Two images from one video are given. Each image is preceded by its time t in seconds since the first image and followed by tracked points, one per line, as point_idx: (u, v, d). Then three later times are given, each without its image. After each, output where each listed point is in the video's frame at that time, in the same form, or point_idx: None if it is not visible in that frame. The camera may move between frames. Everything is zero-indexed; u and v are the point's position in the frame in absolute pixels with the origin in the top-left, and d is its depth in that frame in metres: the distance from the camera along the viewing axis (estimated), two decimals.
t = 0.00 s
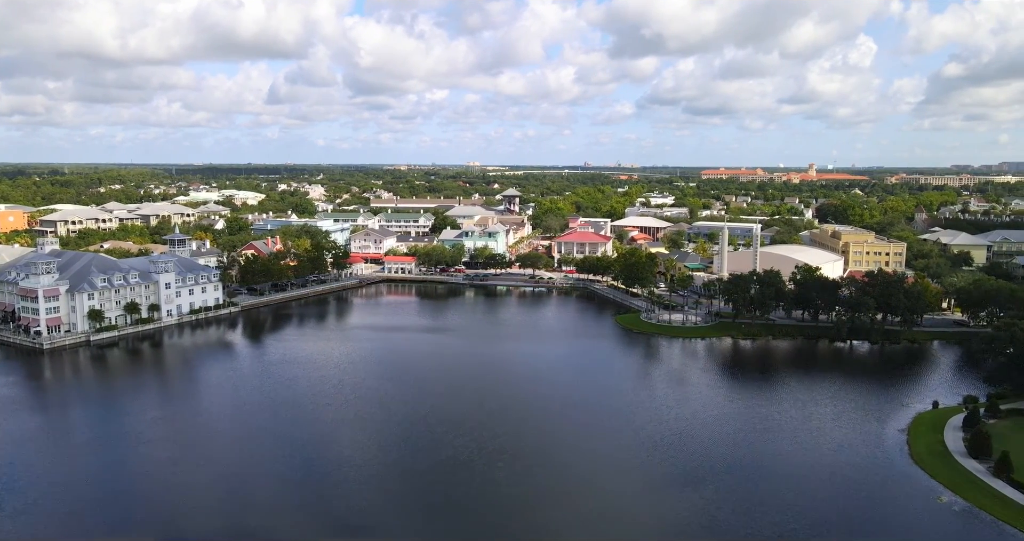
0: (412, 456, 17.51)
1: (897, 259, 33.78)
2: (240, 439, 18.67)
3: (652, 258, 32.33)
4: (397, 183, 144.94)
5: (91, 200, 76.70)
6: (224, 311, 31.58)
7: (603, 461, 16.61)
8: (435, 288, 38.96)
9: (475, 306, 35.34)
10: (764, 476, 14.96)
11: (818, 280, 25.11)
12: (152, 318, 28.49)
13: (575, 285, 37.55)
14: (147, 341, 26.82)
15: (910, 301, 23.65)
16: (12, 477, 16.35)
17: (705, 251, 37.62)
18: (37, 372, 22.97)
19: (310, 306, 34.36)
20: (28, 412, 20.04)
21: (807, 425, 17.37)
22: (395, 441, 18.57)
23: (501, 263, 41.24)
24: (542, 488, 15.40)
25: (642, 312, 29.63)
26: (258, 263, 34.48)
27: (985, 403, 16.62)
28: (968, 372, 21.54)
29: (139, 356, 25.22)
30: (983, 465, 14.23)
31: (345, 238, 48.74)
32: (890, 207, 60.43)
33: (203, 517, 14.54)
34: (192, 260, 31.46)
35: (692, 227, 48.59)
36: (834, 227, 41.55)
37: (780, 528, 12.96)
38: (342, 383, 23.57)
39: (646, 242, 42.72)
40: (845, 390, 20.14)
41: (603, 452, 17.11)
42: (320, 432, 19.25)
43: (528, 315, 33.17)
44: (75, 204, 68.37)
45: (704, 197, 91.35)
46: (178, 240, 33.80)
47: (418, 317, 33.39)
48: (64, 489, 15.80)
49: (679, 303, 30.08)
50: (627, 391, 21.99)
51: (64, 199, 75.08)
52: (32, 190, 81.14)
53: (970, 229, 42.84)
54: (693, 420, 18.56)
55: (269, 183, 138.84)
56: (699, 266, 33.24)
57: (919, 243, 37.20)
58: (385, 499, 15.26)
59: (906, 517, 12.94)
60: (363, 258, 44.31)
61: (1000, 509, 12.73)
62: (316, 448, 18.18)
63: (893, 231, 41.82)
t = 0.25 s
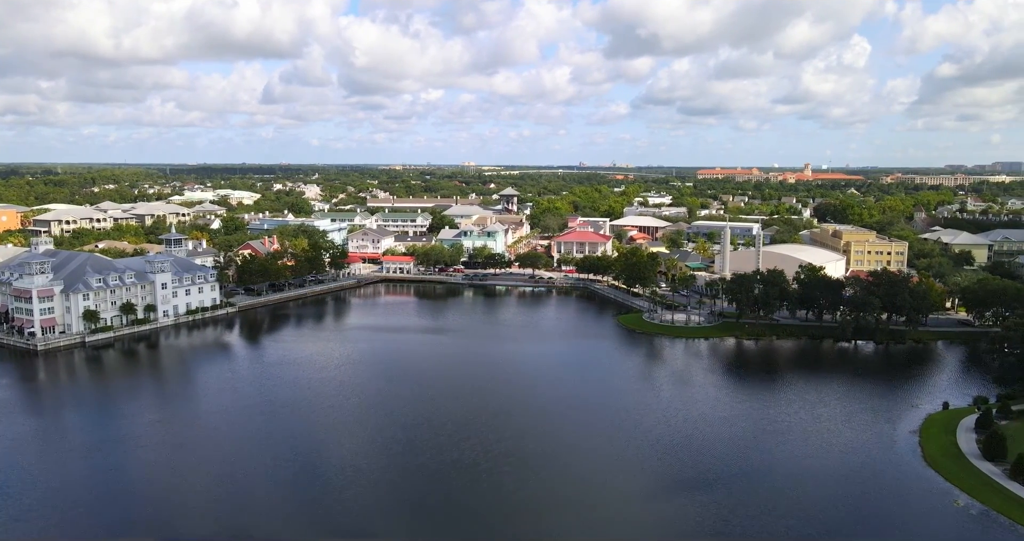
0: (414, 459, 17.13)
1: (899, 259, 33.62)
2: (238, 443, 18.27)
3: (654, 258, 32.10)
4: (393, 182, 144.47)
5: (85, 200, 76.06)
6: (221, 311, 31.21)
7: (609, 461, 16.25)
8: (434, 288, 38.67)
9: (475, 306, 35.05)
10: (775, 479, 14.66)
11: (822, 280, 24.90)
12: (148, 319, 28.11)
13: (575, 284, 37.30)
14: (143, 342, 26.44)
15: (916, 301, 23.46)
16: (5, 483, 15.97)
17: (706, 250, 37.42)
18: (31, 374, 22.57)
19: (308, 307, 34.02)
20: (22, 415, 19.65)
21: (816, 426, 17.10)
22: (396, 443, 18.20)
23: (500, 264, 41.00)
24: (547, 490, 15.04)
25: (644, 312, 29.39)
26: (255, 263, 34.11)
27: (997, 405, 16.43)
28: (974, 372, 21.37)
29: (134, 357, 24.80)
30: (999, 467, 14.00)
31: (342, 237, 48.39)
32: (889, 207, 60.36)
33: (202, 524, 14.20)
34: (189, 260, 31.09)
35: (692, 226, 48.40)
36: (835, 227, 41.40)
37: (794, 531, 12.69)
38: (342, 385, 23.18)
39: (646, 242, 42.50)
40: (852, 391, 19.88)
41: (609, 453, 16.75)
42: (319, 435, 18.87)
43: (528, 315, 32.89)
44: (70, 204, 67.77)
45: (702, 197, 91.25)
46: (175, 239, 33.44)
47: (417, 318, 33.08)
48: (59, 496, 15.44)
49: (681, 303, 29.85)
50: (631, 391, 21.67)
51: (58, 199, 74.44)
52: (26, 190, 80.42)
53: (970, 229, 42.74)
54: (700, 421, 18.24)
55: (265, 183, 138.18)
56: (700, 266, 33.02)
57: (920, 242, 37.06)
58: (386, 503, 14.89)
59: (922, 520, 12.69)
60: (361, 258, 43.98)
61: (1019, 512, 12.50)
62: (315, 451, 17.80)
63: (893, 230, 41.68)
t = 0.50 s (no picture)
0: (418, 463, 16.78)
1: (901, 258, 33.49)
2: (238, 447, 17.88)
3: (655, 258, 31.89)
4: (389, 182, 143.96)
5: (79, 199, 75.58)
6: (218, 312, 30.86)
7: (618, 465, 15.93)
8: (433, 288, 38.37)
9: (474, 306, 34.76)
10: (789, 484, 14.36)
11: (826, 279, 24.70)
12: (145, 320, 27.75)
13: (575, 284, 37.06)
14: (140, 343, 26.09)
15: (921, 301, 23.28)
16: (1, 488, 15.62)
17: (707, 250, 37.23)
18: (25, 376, 22.18)
19: (306, 307, 33.67)
20: (17, 418, 19.28)
21: (827, 429, 16.82)
22: (399, 447, 17.84)
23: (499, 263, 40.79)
24: (555, 495, 14.71)
25: (646, 312, 29.15)
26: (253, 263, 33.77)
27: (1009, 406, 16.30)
28: (981, 373, 21.22)
29: (130, 359, 24.37)
30: (1014, 469, 13.84)
31: (339, 237, 48.03)
32: (887, 206, 60.30)
33: (203, 530, 13.90)
34: (185, 260, 30.71)
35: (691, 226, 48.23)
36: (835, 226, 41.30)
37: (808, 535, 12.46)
38: (342, 387, 22.80)
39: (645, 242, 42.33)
40: (862, 393, 19.63)
41: (617, 456, 16.43)
42: (320, 438, 18.49)
43: (528, 314, 32.63)
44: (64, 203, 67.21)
45: (700, 196, 91.12)
46: (171, 239, 33.03)
47: (416, 318, 32.79)
48: (55, 502, 15.08)
49: (683, 302, 29.61)
50: (637, 392, 21.36)
51: (52, 198, 73.88)
52: (19, 190, 79.50)
53: (970, 228, 42.65)
54: (709, 423, 17.93)
55: (260, 183, 137.54)
56: (702, 265, 32.81)
57: (921, 241, 36.97)
58: (391, 509, 14.53)
59: (938, 524, 12.49)
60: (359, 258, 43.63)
61: None
62: (317, 455, 17.42)
63: (893, 230, 41.57)
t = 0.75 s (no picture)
0: (421, 466, 16.40)
1: (902, 258, 33.35)
2: (236, 451, 17.46)
3: (656, 257, 31.65)
4: (385, 182, 143.49)
5: (71, 199, 74.86)
6: (215, 312, 30.48)
7: (626, 468, 15.57)
8: (431, 288, 38.05)
9: (474, 306, 34.46)
10: (803, 488, 14.05)
11: (830, 279, 24.50)
12: (140, 320, 27.36)
13: (575, 284, 36.80)
14: (135, 344, 25.71)
15: (926, 300, 23.09)
16: None
17: (707, 249, 37.03)
18: (19, 378, 21.78)
19: (303, 307, 33.32)
20: (10, 421, 18.90)
21: (838, 432, 16.51)
22: (402, 450, 17.45)
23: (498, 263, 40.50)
24: (563, 499, 14.35)
25: (648, 312, 28.90)
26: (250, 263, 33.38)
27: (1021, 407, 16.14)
28: (987, 373, 21.05)
29: (126, 361, 23.93)
30: None
31: (337, 237, 47.68)
32: (886, 206, 60.23)
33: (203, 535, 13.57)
34: (182, 260, 30.34)
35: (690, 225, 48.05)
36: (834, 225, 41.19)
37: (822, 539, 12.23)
38: (342, 389, 22.40)
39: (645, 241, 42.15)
40: (871, 395, 19.36)
41: (626, 459, 16.09)
42: (320, 441, 18.10)
43: (528, 314, 32.37)
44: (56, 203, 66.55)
45: (697, 196, 91.00)
46: (167, 239, 32.63)
47: (415, 318, 32.48)
48: (51, 507, 14.72)
49: (684, 302, 29.37)
50: (642, 394, 21.03)
51: (44, 198, 73.19)
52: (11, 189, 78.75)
53: (970, 228, 42.59)
54: (717, 425, 17.60)
55: (255, 182, 136.87)
56: (703, 265, 32.59)
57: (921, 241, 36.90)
58: (394, 514, 14.14)
59: (955, 528, 12.29)
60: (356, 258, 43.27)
61: None
62: (318, 459, 17.03)
63: (893, 229, 41.46)
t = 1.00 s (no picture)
0: (423, 470, 16.06)
1: (904, 257, 33.24)
2: (235, 455, 17.07)
3: (657, 257, 31.41)
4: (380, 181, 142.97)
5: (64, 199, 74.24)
6: (211, 313, 30.11)
7: (632, 471, 15.27)
8: (429, 287, 37.75)
9: (473, 306, 34.17)
10: (815, 493, 13.77)
11: (834, 278, 24.29)
12: (136, 321, 26.98)
13: (575, 283, 36.54)
14: (131, 345, 25.33)
15: (932, 299, 22.89)
16: None
17: (707, 248, 36.82)
18: (12, 381, 21.38)
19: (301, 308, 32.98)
20: (4, 424, 18.52)
21: (846, 434, 16.25)
22: (403, 453, 17.10)
23: (497, 262, 40.22)
24: (569, 505, 14.03)
25: (650, 311, 28.65)
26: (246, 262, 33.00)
27: None
28: (993, 373, 20.88)
29: (121, 363, 23.52)
30: None
31: (333, 236, 47.35)
32: (884, 205, 60.20)
33: None
34: (178, 260, 29.99)
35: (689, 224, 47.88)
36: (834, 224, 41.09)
37: None
38: (340, 390, 22.11)
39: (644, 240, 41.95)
40: (879, 396, 19.12)
41: (631, 462, 15.79)
42: (320, 445, 17.73)
43: (528, 314, 32.11)
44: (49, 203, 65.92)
45: (694, 195, 90.92)
46: (162, 238, 32.22)
47: (414, 318, 32.18)
48: (46, 512, 14.39)
49: (686, 302, 29.13)
50: (647, 394, 20.74)
51: (37, 198, 72.55)
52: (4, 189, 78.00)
53: (969, 227, 42.54)
54: (725, 427, 17.31)
55: (249, 182, 136.22)
56: (704, 264, 32.37)
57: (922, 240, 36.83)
58: (395, 519, 13.86)
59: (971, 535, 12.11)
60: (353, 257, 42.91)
61: None
62: (317, 463, 16.68)
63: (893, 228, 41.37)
